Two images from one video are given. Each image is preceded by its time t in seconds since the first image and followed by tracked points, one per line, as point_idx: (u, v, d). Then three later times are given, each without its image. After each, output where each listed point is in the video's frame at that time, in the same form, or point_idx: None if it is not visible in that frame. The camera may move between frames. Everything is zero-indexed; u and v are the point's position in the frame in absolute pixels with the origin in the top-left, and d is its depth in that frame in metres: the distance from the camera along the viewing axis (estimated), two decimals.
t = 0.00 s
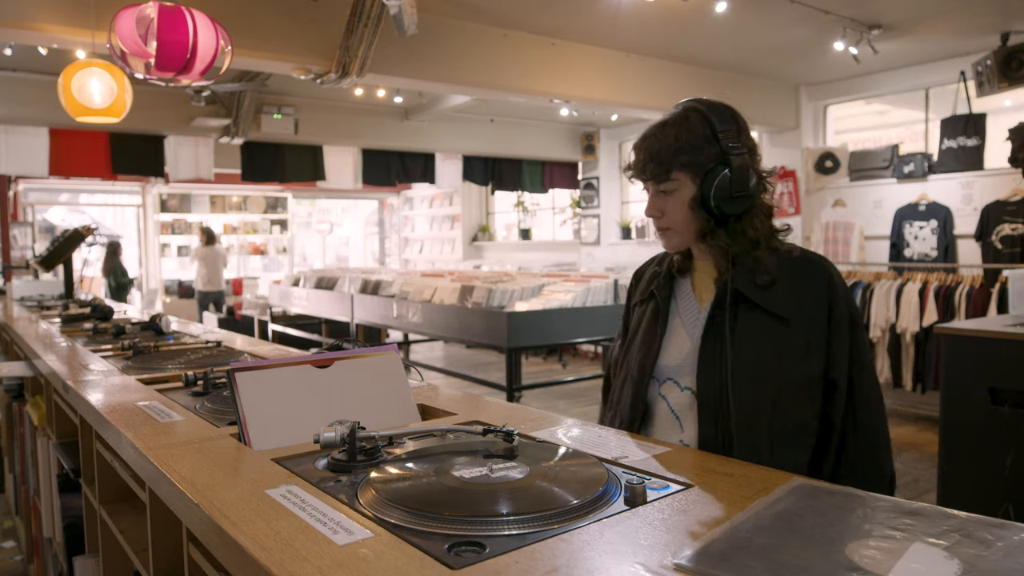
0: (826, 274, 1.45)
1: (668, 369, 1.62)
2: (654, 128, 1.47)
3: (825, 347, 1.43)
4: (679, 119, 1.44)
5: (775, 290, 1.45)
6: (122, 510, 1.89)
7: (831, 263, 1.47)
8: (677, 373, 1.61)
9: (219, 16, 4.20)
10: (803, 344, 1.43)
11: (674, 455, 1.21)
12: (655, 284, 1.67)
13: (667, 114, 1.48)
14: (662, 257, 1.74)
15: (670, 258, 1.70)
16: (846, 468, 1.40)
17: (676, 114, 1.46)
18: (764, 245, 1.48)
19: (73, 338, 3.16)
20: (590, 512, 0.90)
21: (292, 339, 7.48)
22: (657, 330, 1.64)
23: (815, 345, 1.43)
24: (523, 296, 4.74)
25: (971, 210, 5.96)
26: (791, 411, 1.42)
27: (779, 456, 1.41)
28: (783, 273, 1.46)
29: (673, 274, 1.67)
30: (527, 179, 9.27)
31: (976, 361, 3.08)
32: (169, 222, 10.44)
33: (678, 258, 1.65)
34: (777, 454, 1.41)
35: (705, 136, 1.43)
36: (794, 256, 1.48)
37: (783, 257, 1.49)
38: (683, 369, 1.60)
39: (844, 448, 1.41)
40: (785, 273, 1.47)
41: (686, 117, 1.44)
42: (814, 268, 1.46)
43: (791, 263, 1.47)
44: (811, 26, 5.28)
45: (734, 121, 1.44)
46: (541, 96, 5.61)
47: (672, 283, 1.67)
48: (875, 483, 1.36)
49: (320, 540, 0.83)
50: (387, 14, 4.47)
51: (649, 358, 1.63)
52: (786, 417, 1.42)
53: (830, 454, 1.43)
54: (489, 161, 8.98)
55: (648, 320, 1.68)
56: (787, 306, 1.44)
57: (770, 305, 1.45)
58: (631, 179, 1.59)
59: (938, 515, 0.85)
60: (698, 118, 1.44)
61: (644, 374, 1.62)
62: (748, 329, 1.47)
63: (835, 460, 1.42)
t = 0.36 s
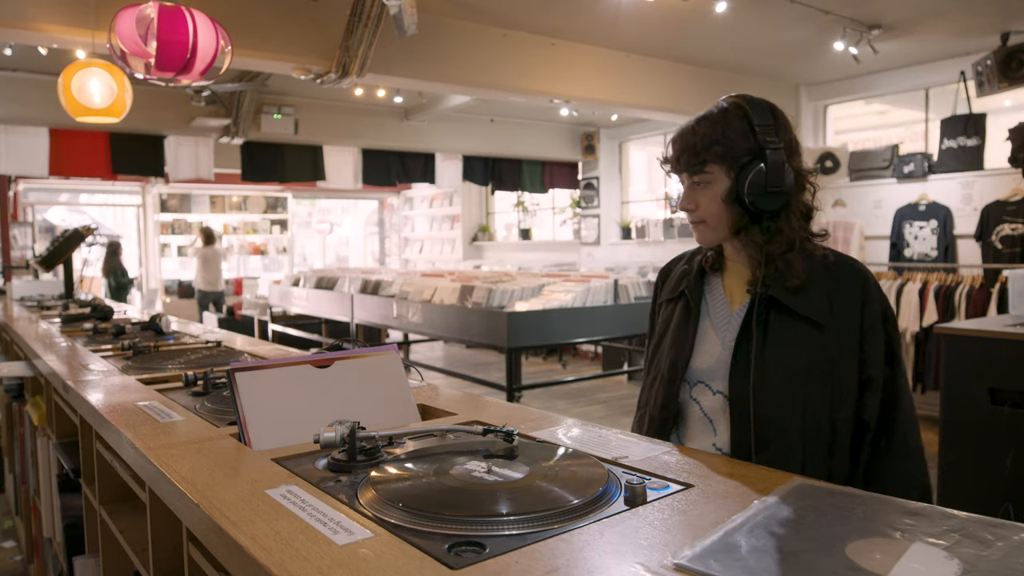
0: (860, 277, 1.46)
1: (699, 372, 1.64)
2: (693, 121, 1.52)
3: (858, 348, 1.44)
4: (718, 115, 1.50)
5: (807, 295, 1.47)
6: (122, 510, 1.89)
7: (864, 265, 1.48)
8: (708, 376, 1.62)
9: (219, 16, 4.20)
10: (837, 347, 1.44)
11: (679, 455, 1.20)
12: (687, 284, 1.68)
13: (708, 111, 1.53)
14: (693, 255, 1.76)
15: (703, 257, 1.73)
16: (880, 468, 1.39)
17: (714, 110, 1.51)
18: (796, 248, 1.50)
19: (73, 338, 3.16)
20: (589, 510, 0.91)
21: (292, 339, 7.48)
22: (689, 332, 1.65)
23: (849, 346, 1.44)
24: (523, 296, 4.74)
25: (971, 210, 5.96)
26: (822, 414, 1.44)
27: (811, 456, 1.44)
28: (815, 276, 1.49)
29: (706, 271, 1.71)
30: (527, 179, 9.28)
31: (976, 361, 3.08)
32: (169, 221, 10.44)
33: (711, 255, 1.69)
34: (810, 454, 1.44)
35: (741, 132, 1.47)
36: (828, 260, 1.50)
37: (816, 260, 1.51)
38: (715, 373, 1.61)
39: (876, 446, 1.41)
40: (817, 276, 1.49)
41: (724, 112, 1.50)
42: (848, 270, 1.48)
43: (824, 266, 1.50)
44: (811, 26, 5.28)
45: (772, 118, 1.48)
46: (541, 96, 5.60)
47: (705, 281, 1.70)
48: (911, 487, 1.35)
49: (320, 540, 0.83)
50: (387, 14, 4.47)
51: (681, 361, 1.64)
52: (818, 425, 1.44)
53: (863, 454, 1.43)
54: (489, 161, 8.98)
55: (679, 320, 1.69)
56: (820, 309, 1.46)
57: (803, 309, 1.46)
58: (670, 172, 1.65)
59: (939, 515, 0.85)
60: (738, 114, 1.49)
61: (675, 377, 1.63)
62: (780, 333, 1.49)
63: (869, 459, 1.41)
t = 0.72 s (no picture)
0: (863, 273, 1.48)
1: (707, 365, 1.64)
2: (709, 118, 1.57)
3: (862, 340, 1.45)
4: (735, 112, 1.54)
5: (811, 287, 1.49)
6: (122, 510, 1.89)
7: (868, 260, 1.50)
8: (715, 369, 1.62)
9: (219, 16, 4.20)
10: (842, 338, 1.45)
11: (676, 455, 1.20)
12: (695, 278, 1.68)
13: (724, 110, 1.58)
14: (701, 251, 1.76)
15: (711, 253, 1.73)
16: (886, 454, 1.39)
17: (729, 108, 1.55)
18: (803, 244, 1.52)
19: (73, 338, 3.16)
20: (589, 511, 0.91)
21: (292, 339, 7.48)
22: (699, 326, 1.64)
23: (853, 337, 1.45)
24: (523, 296, 4.74)
25: (971, 210, 5.96)
26: (826, 406, 1.45)
27: (817, 443, 1.45)
28: (820, 271, 1.50)
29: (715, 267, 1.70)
30: (527, 179, 9.28)
31: (977, 361, 3.08)
32: (169, 222, 10.44)
33: (722, 249, 1.68)
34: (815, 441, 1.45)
35: (756, 128, 1.51)
36: (833, 257, 1.52)
37: (821, 256, 1.53)
38: (723, 366, 1.61)
39: (883, 435, 1.41)
40: (821, 270, 1.51)
41: (739, 109, 1.54)
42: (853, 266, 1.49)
43: (829, 261, 1.51)
44: (811, 26, 5.28)
45: (786, 118, 1.52)
46: (541, 96, 5.60)
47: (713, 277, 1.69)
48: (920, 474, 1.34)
49: (320, 540, 0.83)
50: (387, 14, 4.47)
51: (690, 355, 1.63)
52: (823, 417, 1.45)
53: (870, 444, 1.43)
54: (489, 161, 8.99)
55: (687, 315, 1.69)
56: (826, 301, 1.47)
57: (809, 300, 1.48)
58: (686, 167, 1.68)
59: (939, 515, 0.85)
60: (753, 112, 1.53)
61: (683, 371, 1.62)
62: (787, 325, 1.50)
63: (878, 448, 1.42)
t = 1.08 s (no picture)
0: (839, 266, 1.53)
1: (700, 359, 1.66)
2: (706, 121, 1.60)
3: (841, 332, 1.51)
4: (732, 116, 1.57)
5: (792, 281, 1.53)
6: (122, 510, 1.89)
7: (844, 255, 1.55)
8: (707, 363, 1.65)
9: (219, 16, 4.20)
10: (822, 330, 1.51)
11: (675, 455, 1.21)
12: (687, 277, 1.71)
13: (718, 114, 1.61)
14: (691, 252, 1.79)
15: (700, 253, 1.75)
16: (869, 446, 1.46)
17: (726, 112, 1.59)
18: (788, 240, 1.57)
19: (73, 338, 3.16)
20: (589, 510, 0.91)
21: (292, 339, 7.48)
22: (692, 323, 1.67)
23: (832, 329, 1.50)
24: (523, 296, 4.75)
25: (971, 210, 5.96)
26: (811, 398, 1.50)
27: (806, 434, 1.49)
28: (802, 266, 1.54)
29: (704, 267, 1.72)
30: (527, 179, 9.28)
31: (976, 360, 3.08)
32: (169, 222, 10.45)
33: (709, 250, 1.71)
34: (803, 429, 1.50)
35: (750, 130, 1.55)
36: (813, 252, 1.56)
37: (803, 251, 1.57)
38: (714, 360, 1.63)
39: (865, 426, 1.47)
40: (802, 264, 1.55)
41: (736, 113, 1.58)
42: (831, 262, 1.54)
43: (809, 256, 1.56)
44: (811, 26, 5.28)
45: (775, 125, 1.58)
46: (541, 96, 5.60)
47: (702, 277, 1.71)
48: (896, 458, 1.43)
49: (320, 540, 0.83)
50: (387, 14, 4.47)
51: (685, 351, 1.66)
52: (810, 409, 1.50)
53: (854, 437, 1.49)
54: (489, 161, 8.99)
55: (681, 314, 1.71)
56: (806, 294, 1.52)
57: (791, 293, 1.52)
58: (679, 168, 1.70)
59: (939, 515, 0.85)
60: (747, 116, 1.57)
61: (678, 367, 1.66)
62: (772, 319, 1.54)
63: (861, 438, 1.48)
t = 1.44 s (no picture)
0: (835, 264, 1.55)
1: (713, 361, 1.66)
2: (701, 136, 1.57)
3: (836, 326, 1.52)
4: (727, 130, 1.56)
5: (791, 279, 1.55)
6: (122, 510, 1.89)
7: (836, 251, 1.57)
8: (720, 363, 1.65)
9: (219, 16, 4.20)
10: (819, 327, 1.53)
11: (675, 454, 1.21)
12: (692, 286, 1.71)
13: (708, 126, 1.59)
14: (693, 261, 1.79)
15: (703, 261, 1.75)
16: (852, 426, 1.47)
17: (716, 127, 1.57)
18: (786, 240, 1.58)
19: (73, 338, 3.16)
20: (590, 510, 0.91)
21: (292, 339, 7.48)
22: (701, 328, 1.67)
23: (829, 326, 1.52)
24: (523, 296, 4.75)
25: (971, 210, 5.96)
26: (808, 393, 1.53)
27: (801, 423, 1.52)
28: (799, 265, 1.56)
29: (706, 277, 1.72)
30: (527, 179, 9.29)
31: (976, 360, 3.08)
32: (169, 222, 10.45)
33: (708, 263, 1.70)
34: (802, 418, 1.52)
35: (746, 142, 1.54)
36: (807, 249, 1.59)
37: (800, 251, 1.59)
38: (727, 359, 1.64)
39: (850, 411, 1.48)
40: (801, 263, 1.57)
41: (727, 127, 1.56)
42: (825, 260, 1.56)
43: (806, 254, 1.58)
44: (811, 26, 5.28)
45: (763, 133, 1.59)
46: (541, 96, 5.60)
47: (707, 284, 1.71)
48: (878, 440, 1.45)
49: (320, 540, 0.83)
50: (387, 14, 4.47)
51: (697, 355, 1.66)
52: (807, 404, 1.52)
53: (839, 421, 1.50)
54: (489, 161, 8.99)
55: (689, 323, 1.70)
56: (803, 291, 1.54)
57: (789, 291, 1.54)
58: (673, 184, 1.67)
59: (938, 515, 0.85)
60: (739, 129, 1.56)
61: (690, 371, 1.66)
62: (773, 317, 1.55)
63: (845, 423, 1.49)
